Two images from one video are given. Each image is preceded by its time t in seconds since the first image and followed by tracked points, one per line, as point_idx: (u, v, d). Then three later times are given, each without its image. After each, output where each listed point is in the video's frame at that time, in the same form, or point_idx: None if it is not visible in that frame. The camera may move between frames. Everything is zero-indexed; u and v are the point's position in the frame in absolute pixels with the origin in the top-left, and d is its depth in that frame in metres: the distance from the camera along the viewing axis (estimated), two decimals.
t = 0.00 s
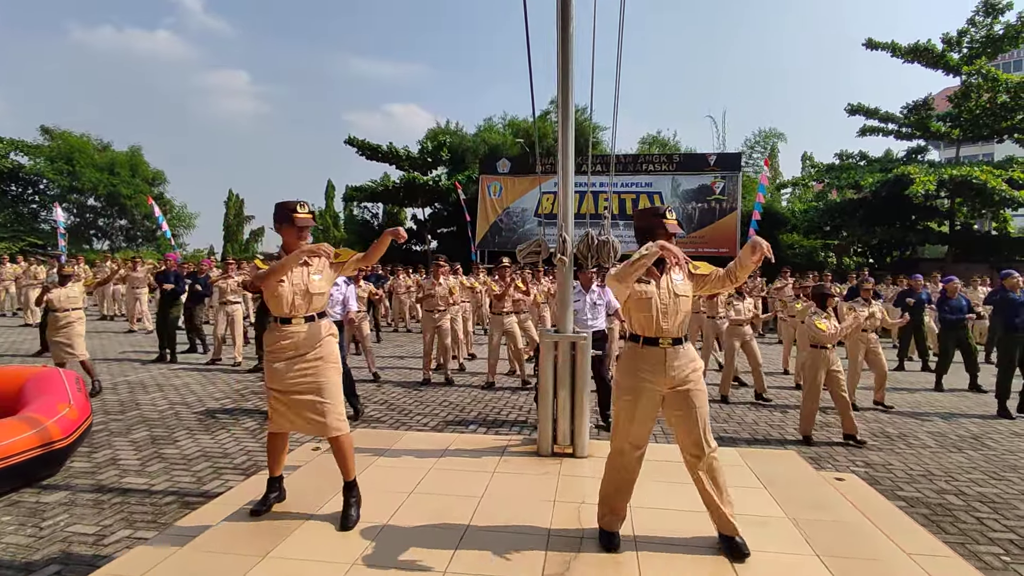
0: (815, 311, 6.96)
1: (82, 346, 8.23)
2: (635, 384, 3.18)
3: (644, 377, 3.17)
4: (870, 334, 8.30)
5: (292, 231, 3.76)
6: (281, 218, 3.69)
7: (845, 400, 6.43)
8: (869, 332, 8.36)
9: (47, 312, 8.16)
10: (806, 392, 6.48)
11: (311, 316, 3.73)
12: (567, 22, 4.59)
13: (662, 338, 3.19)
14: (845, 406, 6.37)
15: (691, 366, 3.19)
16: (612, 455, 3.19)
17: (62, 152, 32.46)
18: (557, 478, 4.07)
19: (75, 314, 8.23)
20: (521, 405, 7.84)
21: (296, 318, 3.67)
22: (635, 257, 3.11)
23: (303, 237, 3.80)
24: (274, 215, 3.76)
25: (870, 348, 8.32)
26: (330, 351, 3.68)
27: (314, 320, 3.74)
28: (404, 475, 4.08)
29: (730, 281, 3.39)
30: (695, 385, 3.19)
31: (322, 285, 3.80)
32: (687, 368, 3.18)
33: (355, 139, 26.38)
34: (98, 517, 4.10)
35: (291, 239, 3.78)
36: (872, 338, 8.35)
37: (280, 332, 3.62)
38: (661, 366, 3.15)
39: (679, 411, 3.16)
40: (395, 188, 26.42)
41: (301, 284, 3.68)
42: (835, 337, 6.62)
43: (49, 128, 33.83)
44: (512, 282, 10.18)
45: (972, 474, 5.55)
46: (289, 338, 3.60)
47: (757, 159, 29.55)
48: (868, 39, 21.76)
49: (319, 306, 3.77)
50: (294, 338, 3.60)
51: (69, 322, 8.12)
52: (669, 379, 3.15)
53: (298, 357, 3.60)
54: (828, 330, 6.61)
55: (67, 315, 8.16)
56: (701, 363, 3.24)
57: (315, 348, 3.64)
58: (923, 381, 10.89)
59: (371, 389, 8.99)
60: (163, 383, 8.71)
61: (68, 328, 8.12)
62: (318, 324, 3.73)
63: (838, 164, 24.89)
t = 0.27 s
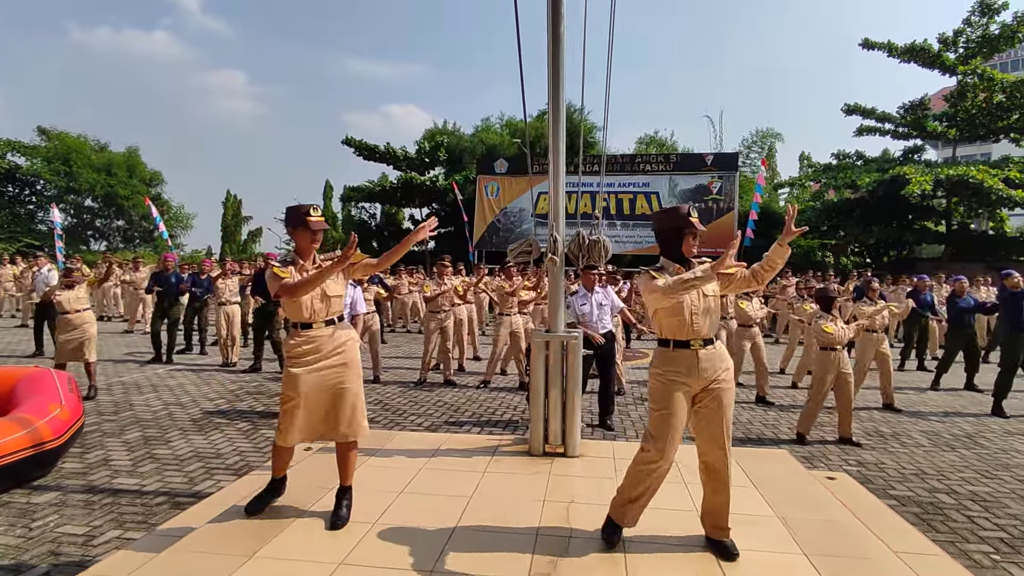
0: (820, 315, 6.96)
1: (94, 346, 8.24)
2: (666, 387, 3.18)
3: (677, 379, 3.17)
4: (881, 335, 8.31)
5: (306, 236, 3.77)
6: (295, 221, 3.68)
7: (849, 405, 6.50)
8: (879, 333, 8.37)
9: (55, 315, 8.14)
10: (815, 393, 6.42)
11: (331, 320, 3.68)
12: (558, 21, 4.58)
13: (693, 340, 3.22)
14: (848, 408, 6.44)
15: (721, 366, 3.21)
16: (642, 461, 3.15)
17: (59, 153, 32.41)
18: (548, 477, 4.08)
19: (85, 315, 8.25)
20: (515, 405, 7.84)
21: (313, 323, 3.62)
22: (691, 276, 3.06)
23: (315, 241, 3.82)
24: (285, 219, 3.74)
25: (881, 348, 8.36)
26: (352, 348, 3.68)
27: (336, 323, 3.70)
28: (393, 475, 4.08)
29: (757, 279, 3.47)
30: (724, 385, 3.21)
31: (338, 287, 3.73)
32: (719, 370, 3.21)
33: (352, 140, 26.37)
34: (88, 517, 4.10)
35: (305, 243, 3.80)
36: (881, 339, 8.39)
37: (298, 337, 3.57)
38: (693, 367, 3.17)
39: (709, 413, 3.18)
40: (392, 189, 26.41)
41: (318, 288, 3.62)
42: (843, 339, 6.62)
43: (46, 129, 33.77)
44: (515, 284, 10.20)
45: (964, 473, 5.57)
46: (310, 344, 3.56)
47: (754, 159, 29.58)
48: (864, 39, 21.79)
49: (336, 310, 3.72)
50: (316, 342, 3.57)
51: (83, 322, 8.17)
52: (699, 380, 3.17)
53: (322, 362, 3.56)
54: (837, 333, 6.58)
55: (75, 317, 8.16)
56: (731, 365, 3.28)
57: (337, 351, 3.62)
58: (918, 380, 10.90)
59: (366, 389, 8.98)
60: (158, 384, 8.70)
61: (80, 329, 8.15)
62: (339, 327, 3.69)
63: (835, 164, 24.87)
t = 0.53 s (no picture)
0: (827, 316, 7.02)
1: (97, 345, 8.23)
2: (675, 386, 3.17)
3: (685, 377, 3.16)
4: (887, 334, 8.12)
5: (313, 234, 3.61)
6: (299, 223, 3.51)
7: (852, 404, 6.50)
8: (887, 332, 8.12)
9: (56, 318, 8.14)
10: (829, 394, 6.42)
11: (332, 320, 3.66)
12: (548, 21, 4.58)
13: (700, 341, 3.23)
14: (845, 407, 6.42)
15: (724, 369, 3.25)
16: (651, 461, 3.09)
17: (56, 154, 32.38)
18: (538, 477, 4.10)
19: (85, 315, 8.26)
20: (510, 405, 7.85)
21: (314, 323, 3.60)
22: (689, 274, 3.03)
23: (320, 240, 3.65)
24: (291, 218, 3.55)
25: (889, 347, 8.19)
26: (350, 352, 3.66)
27: (336, 325, 3.68)
28: (384, 475, 4.10)
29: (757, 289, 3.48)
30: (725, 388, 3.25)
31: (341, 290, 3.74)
32: (722, 372, 3.24)
33: (350, 140, 26.38)
34: (80, 518, 4.11)
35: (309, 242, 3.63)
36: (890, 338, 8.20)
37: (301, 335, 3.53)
38: (701, 367, 3.19)
39: (714, 415, 3.19)
40: (390, 189, 26.42)
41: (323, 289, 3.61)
42: (850, 339, 6.67)
43: (43, 129, 33.74)
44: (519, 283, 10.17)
45: (955, 472, 5.59)
46: (308, 341, 3.52)
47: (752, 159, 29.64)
48: (861, 39, 21.83)
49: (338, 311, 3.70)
50: (316, 341, 3.53)
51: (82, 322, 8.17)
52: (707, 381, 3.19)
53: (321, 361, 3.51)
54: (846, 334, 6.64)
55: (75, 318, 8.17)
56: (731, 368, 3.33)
57: (335, 353, 3.58)
58: (913, 380, 10.92)
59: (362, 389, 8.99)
60: (154, 385, 8.71)
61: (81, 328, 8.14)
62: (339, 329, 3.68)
63: (832, 164, 24.86)
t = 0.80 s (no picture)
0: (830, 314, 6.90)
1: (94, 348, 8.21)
2: (677, 383, 3.17)
3: (687, 375, 3.17)
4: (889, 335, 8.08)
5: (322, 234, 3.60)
6: (306, 222, 3.53)
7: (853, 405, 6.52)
8: (888, 331, 8.12)
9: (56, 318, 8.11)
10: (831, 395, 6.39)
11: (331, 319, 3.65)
12: (540, 21, 4.61)
13: (702, 336, 3.24)
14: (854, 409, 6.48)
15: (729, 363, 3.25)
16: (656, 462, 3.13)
17: (54, 154, 32.35)
18: (531, 475, 4.12)
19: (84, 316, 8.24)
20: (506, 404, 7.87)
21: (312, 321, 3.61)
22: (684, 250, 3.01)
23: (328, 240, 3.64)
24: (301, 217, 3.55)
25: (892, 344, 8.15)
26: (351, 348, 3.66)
27: (336, 323, 3.68)
28: (376, 473, 4.12)
29: (765, 273, 3.39)
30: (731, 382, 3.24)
31: (346, 289, 3.71)
32: (726, 366, 3.24)
33: (348, 141, 26.41)
34: (73, 516, 4.12)
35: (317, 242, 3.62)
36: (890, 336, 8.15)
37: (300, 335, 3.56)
38: (702, 363, 3.19)
39: (720, 409, 3.20)
40: (388, 189, 26.44)
41: (324, 289, 3.59)
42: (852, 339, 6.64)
43: (41, 130, 33.73)
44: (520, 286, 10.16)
45: (947, 470, 5.62)
46: (307, 341, 3.54)
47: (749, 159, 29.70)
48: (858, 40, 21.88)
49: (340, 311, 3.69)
50: (315, 339, 3.55)
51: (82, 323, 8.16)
52: (711, 376, 3.19)
53: (320, 361, 3.52)
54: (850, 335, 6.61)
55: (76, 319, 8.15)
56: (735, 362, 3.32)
57: (335, 350, 3.57)
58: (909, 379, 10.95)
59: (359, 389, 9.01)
60: (150, 384, 8.72)
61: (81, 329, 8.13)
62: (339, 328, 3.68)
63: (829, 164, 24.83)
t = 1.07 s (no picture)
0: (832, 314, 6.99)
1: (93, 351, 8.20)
2: (685, 390, 3.17)
3: (697, 382, 3.15)
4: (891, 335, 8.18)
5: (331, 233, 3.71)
6: (317, 222, 3.65)
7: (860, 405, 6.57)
8: (891, 332, 8.23)
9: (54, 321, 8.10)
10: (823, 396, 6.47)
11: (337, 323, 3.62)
12: (526, 24, 4.64)
13: (715, 342, 3.20)
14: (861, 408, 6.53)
15: (743, 372, 3.20)
16: (657, 465, 3.16)
17: (51, 154, 32.32)
18: (514, 475, 4.14)
19: (85, 318, 8.22)
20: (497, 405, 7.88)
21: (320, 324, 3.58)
22: (698, 264, 3.01)
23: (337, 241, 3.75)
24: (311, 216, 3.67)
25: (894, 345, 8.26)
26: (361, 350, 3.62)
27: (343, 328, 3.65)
28: (360, 473, 4.14)
29: (775, 274, 3.43)
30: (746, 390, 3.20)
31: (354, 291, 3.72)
32: (740, 375, 3.18)
33: (345, 141, 26.41)
34: (58, 516, 4.13)
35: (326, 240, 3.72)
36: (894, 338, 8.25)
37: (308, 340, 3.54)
38: (713, 372, 3.15)
39: (730, 419, 3.17)
40: (385, 189, 26.44)
41: (332, 290, 3.60)
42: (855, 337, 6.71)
43: (38, 130, 33.70)
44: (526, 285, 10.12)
45: (933, 470, 5.64)
46: (316, 346, 3.52)
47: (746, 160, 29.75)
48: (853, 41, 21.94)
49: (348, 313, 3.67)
50: (322, 344, 3.52)
51: (82, 325, 8.12)
52: (722, 385, 3.16)
53: (329, 368, 3.51)
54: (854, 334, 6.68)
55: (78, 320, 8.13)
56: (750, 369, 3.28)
57: (342, 356, 3.54)
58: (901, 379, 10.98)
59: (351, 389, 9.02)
60: (143, 385, 8.73)
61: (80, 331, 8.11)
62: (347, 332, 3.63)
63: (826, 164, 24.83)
